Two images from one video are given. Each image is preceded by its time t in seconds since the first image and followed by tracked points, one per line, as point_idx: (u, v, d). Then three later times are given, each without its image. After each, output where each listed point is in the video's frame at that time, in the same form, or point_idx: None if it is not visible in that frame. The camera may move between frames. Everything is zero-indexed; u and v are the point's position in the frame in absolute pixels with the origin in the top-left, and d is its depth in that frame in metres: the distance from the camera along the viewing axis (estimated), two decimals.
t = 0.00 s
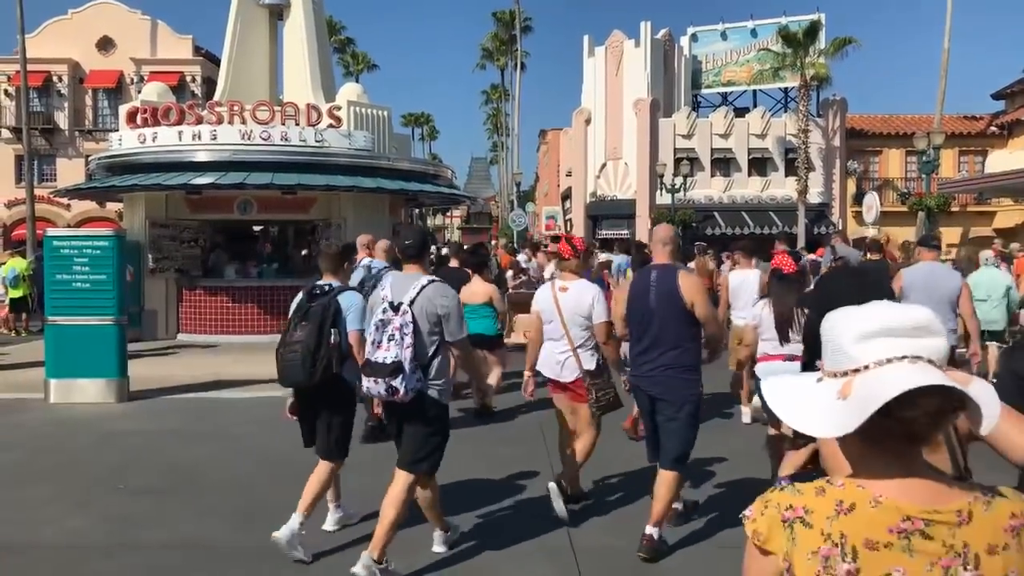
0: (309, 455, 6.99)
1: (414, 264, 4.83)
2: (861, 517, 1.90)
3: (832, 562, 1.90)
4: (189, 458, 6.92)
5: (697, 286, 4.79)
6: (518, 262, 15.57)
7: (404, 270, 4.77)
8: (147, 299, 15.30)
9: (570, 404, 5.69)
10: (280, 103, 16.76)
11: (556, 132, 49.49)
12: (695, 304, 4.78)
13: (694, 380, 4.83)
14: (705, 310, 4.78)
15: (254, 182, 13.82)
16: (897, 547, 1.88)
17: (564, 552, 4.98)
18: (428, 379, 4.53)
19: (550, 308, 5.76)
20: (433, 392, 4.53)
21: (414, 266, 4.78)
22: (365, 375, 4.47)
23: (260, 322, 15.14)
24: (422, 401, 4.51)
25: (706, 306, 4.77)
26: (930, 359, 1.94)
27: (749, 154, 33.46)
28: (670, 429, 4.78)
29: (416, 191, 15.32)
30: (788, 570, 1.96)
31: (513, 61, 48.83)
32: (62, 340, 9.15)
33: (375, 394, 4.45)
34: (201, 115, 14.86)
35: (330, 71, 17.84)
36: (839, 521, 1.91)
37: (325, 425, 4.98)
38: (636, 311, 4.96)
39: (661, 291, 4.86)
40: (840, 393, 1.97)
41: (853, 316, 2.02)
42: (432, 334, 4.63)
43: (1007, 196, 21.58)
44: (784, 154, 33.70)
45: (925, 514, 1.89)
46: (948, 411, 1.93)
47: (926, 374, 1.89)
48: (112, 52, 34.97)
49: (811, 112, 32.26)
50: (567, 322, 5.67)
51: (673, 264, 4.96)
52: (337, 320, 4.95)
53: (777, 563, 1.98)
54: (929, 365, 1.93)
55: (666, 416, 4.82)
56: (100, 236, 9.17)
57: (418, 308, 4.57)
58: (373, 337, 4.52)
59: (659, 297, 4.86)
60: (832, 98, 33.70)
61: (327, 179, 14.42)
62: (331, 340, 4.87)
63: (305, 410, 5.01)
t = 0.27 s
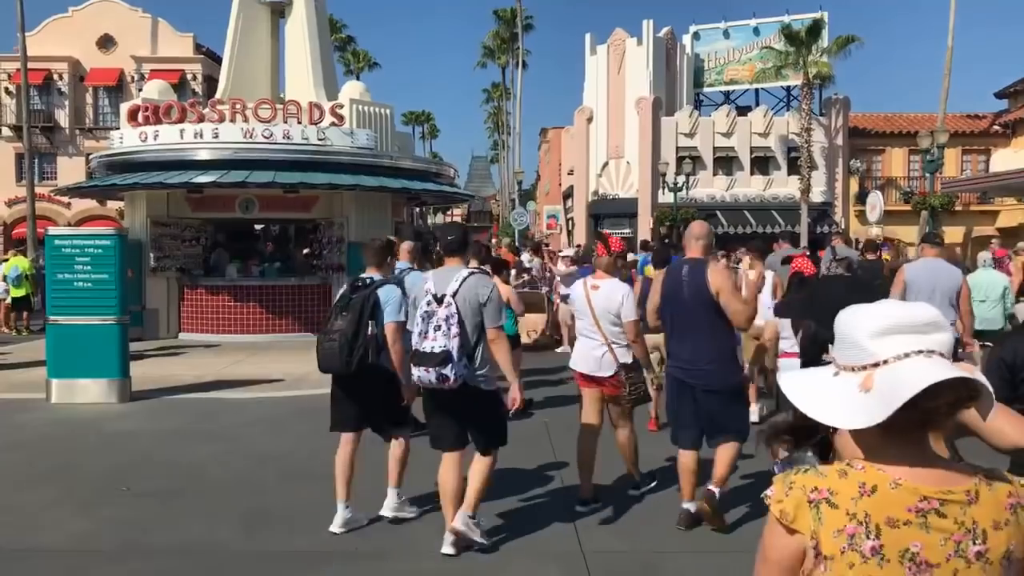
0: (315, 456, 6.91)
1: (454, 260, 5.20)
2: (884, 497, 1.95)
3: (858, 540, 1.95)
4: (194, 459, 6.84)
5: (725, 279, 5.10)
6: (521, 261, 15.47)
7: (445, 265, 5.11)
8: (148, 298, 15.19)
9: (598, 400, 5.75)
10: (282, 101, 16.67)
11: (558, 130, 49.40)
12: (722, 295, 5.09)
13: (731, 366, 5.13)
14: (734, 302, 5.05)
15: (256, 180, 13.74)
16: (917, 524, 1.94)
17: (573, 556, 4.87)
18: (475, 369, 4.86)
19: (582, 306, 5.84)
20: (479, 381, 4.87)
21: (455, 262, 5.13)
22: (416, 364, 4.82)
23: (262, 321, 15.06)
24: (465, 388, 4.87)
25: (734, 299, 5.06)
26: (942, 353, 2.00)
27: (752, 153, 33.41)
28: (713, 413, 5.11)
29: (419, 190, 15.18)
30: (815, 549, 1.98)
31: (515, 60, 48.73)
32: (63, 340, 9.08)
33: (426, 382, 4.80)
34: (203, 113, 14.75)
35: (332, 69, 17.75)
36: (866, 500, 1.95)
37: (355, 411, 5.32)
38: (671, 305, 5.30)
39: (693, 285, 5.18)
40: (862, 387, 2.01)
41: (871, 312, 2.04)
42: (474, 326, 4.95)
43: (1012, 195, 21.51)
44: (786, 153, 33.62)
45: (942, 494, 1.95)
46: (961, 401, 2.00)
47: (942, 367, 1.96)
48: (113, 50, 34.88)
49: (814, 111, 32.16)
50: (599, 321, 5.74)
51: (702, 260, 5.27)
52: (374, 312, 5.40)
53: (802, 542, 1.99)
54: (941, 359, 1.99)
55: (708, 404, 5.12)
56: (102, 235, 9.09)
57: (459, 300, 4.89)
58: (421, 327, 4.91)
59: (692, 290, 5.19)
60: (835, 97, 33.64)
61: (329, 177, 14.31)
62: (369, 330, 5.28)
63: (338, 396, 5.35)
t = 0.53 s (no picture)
0: (317, 457, 6.84)
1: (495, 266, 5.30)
2: (859, 480, 2.00)
3: (834, 521, 2.00)
4: (195, 461, 6.78)
5: (758, 283, 5.13)
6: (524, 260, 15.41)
7: (483, 269, 5.18)
8: (149, 298, 15.13)
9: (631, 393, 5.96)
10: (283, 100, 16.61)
11: (559, 129, 49.33)
12: (756, 298, 5.09)
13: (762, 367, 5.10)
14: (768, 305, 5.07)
15: (258, 180, 13.69)
16: (889, 505, 1.99)
17: (579, 558, 4.82)
18: (512, 368, 4.95)
19: (617, 304, 5.97)
20: (516, 379, 4.97)
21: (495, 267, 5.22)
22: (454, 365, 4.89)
23: (264, 321, 15.01)
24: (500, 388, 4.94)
25: (768, 302, 5.06)
26: (912, 348, 2.05)
27: (753, 152, 33.34)
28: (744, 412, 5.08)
29: (421, 189, 15.13)
30: (795, 531, 2.04)
31: (515, 59, 48.66)
32: (64, 340, 9.03)
33: (463, 382, 4.87)
34: (204, 113, 14.69)
35: (334, 68, 17.69)
36: (840, 484, 2.00)
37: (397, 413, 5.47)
38: (704, 306, 5.28)
39: (727, 287, 5.20)
40: (837, 378, 2.07)
41: (845, 309, 2.11)
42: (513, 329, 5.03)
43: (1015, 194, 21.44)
44: (788, 152, 33.57)
45: (913, 476, 1.99)
46: (931, 392, 2.03)
47: (913, 359, 2.00)
48: (113, 50, 34.84)
49: (816, 110, 32.09)
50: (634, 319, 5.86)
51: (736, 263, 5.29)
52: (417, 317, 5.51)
53: (783, 524, 2.05)
54: (911, 353, 2.03)
55: (740, 403, 5.08)
56: (103, 235, 9.03)
57: (499, 304, 4.97)
58: (459, 329, 4.97)
59: (727, 293, 5.19)
60: (837, 95, 33.56)
61: (331, 176, 14.26)
62: (411, 335, 5.42)
63: (383, 397, 5.52)
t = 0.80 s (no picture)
0: (316, 458, 6.77)
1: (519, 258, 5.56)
2: (792, 472, 2.07)
3: (767, 508, 2.07)
4: (193, 462, 6.70)
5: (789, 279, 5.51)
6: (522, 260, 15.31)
7: (510, 263, 5.44)
8: (147, 298, 15.06)
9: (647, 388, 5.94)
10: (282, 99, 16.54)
11: (558, 129, 49.23)
12: (787, 293, 5.47)
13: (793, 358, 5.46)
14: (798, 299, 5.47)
15: (257, 179, 13.63)
16: (820, 496, 2.06)
17: (581, 561, 4.76)
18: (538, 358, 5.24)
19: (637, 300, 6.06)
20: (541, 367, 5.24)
21: (520, 260, 5.46)
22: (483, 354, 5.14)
23: (263, 321, 14.94)
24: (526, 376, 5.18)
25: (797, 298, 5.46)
26: (842, 349, 2.13)
27: (753, 151, 33.30)
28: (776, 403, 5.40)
29: (421, 189, 15.07)
30: (735, 518, 2.12)
31: (514, 58, 48.59)
32: (61, 339, 8.97)
33: (493, 372, 5.11)
34: (202, 112, 14.60)
35: (332, 67, 17.62)
36: (774, 476, 2.08)
37: (430, 397, 5.82)
38: (735, 301, 5.63)
39: (758, 283, 5.55)
40: (771, 375, 2.17)
41: (786, 309, 2.21)
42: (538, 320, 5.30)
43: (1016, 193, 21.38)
44: (788, 151, 33.55)
45: (842, 468, 2.07)
46: (853, 390, 2.10)
47: (840, 360, 2.08)
48: (112, 50, 34.75)
49: (815, 109, 32.03)
50: (654, 313, 5.97)
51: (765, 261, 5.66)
52: (446, 305, 5.88)
53: (724, 512, 2.14)
54: (841, 354, 2.12)
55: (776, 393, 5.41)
56: (99, 234, 8.92)
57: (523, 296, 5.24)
58: (489, 321, 5.20)
59: (756, 290, 5.54)
60: (837, 94, 33.51)
61: (330, 176, 14.20)
62: (439, 324, 5.78)
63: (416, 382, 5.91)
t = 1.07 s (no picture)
0: (310, 459, 6.64)
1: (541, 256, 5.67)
2: (714, 443, 2.19)
3: (691, 478, 2.19)
4: (185, 464, 6.58)
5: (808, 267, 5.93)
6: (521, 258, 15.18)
7: (532, 260, 5.56)
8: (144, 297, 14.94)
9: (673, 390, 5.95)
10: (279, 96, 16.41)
11: (558, 127, 49.06)
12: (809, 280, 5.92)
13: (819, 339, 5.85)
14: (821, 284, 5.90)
15: (253, 177, 13.50)
16: (738, 465, 2.16)
17: (579, 567, 4.63)
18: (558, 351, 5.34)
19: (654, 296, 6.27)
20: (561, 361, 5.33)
21: (542, 260, 5.60)
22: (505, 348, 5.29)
23: (260, 321, 14.81)
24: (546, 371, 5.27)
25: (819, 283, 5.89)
26: (760, 332, 2.24)
27: (753, 149, 33.18)
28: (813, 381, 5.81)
29: (419, 187, 14.95)
30: (661, 488, 2.25)
31: (514, 56, 48.46)
32: (53, 340, 8.84)
33: (515, 365, 5.24)
34: (198, 109, 14.44)
35: (330, 64, 17.48)
36: (696, 447, 2.19)
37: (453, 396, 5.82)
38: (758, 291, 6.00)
39: (779, 273, 5.95)
40: (694, 353, 2.28)
41: (718, 292, 2.30)
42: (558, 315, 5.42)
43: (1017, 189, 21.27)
44: (788, 148, 33.44)
45: (758, 438, 2.18)
46: (762, 371, 2.19)
47: (760, 345, 2.19)
48: (109, 48, 34.62)
49: (816, 106, 31.88)
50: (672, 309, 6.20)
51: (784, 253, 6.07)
52: (469, 305, 5.92)
53: (652, 484, 2.27)
54: (757, 337, 2.21)
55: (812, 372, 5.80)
56: (91, 233, 8.80)
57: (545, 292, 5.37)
58: (511, 316, 5.35)
59: (778, 278, 5.96)
60: (837, 91, 33.38)
61: (328, 174, 14.08)
62: (464, 322, 5.82)
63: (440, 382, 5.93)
